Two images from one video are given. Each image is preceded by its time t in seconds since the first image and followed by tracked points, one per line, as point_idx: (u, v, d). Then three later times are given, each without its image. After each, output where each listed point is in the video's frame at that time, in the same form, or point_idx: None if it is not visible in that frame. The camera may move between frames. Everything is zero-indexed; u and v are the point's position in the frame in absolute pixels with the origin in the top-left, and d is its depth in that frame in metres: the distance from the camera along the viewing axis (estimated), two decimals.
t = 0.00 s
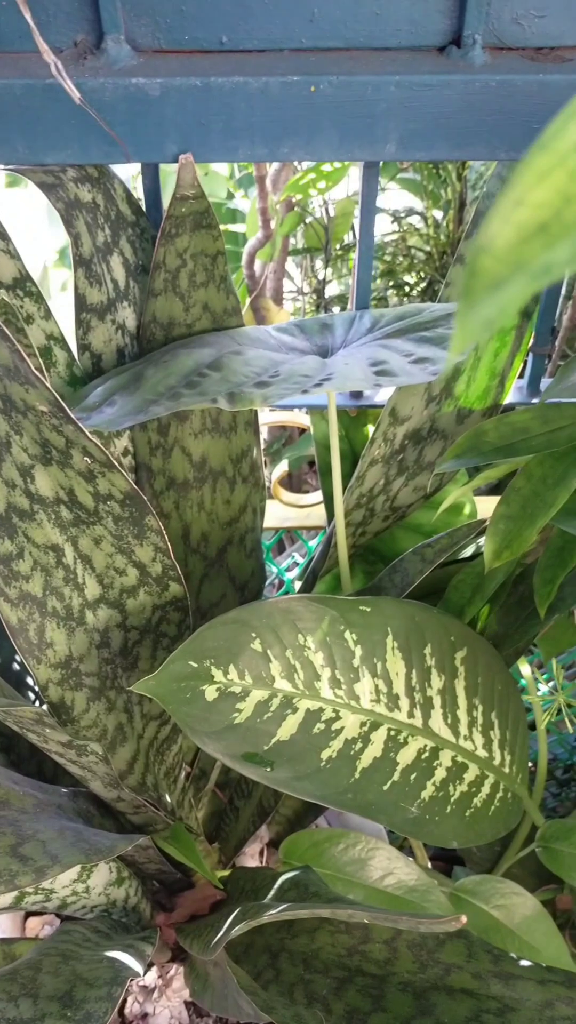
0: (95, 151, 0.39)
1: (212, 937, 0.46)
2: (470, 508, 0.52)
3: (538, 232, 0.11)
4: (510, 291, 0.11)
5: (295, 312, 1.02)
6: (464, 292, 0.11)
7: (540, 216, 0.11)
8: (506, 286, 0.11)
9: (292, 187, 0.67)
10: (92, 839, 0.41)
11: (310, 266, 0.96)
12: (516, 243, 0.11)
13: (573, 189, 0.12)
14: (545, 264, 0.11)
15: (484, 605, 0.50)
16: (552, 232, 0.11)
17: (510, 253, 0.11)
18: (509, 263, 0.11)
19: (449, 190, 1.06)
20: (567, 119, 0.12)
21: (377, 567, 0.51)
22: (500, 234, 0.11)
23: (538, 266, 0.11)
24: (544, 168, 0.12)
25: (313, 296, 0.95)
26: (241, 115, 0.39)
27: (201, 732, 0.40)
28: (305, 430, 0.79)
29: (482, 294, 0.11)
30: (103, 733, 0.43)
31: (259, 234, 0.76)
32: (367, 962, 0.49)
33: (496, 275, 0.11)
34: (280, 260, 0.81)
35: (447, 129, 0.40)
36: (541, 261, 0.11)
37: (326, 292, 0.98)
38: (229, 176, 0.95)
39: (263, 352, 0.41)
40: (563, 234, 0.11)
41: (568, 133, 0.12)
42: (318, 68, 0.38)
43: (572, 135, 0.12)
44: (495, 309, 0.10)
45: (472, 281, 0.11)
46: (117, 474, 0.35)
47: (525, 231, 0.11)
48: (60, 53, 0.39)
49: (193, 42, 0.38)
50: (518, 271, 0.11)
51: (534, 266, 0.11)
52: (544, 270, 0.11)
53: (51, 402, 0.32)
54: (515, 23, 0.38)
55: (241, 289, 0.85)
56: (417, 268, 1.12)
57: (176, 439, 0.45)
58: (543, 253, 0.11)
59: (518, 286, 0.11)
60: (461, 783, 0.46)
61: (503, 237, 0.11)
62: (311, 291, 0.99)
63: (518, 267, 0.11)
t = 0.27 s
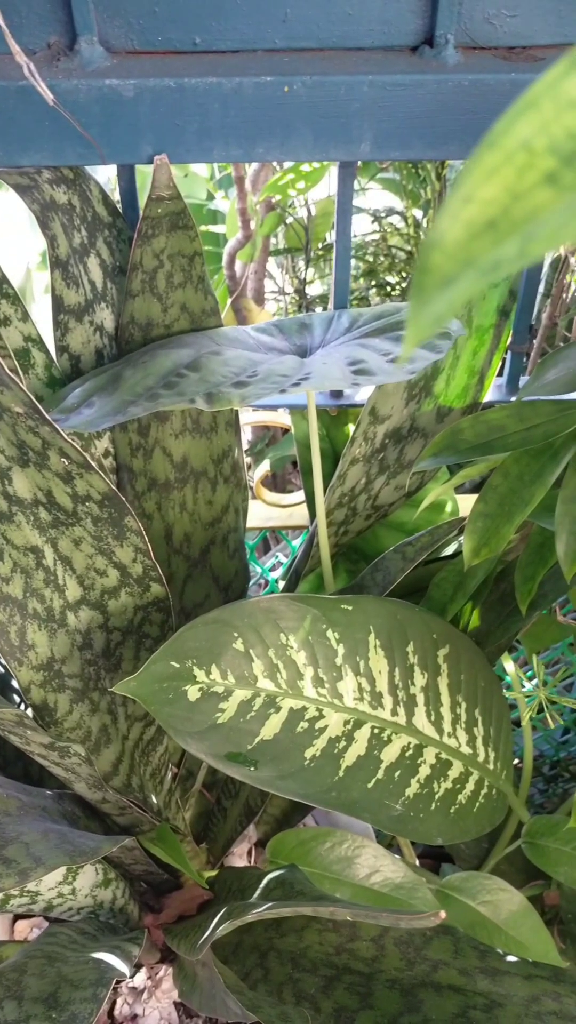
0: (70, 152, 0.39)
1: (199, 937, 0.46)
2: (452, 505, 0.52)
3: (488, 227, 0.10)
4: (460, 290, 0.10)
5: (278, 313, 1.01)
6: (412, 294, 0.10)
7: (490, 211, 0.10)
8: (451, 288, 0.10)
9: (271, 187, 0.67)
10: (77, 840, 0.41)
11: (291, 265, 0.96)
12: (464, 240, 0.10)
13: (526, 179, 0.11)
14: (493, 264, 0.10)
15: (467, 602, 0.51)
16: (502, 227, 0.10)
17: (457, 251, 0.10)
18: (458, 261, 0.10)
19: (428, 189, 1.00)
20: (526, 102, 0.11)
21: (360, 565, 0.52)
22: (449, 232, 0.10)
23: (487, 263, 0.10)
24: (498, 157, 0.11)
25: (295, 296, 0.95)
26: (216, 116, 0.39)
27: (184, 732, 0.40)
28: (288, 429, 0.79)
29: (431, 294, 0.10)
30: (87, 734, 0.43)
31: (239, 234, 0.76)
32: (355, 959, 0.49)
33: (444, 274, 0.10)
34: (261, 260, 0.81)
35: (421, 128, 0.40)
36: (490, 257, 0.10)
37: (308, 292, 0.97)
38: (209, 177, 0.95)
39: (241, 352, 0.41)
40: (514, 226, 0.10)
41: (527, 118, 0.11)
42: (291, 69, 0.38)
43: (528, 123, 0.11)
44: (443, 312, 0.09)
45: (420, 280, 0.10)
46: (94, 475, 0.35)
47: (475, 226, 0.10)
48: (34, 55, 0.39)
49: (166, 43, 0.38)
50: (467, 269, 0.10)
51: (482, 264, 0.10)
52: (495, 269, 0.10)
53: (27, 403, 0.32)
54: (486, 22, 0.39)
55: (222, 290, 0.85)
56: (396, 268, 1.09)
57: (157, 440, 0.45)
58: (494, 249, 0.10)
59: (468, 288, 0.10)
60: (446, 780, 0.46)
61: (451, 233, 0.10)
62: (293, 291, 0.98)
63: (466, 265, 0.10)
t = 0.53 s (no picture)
0: (52, 153, 0.39)
1: (190, 936, 0.46)
2: (438, 503, 0.52)
3: (454, 220, 0.10)
4: (428, 285, 0.09)
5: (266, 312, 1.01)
6: (379, 289, 0.09)
7: (456, 204, 0.10)
8: (420, 285, 0.09)
9: (257, 186, 0.67)
10: (65, 841, 0.41)
11: (277, 265, 0.96)
12: (430, 232, 0.10)
13: (489, 174, 0.10)
14: (462, 260, 0.09)
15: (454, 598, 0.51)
16: (467, 219, 0.10)
17: (424, 243, 0.10)
18: (426, 254, 0.10)
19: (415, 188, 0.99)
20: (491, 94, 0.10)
21: (348, 564, 0.52)
22: (414, 223, 0.10)
23: (453, 257, 0.09)
24: (464, 148, 0.10)
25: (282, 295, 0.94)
26: (198, 116, 0.39)
27: (171, 732, 0.40)
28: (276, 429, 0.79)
29: (398, 288, 0.09)
30: (75, 735, 0.43)
31: (225, 234, 0.76)
32: (345, 957, 0.49)
33: (410, 266, 0.09)
34: (247, 259, 0.81)
35: (402, 127, 0.40)
36: (455, 251, 0.10)
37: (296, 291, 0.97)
38: (195, 177, 0.95)
39: (226, 351, 0.41)
40: (478, 219, 0.10)
41: (492, 109, 0.10)
42: (272, 68, 0.38)
43: (492, 115, 0.10)
44: (408, 304, 0.09)
45: (386, 272, 0.09)
46: (78, 476, 0.35)
47: (441, 218, 0.10)
48: (15, 57, 0.39)
49: (148, 44, 0.38)
50: (434, 262, 0.09)
51: (449, 257, 0.09)
52: (462, 266, 0.10)
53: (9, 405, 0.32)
54: (467, 21, 0.39)
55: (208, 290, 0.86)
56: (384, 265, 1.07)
57: (143, 440, 0.45)
58: (461, 242, 0.10)
59: (433, 282, 0.09)
60: (434, 776, 0.46)
61: (418, 224, 0.10)
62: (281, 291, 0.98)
63: (432, 258, 0.09)
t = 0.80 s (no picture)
0: (36, 153, 0.39)
1: (181, 936, 0.46)
2: (425, 502, 0.53)
3: (424, 216, 0.09)
4: (400, 281, 0.08)
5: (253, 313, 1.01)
6: (348, 286, 0.08)
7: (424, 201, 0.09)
8: (390, 276, 0.08)
9: (243, 187, 0.67)
10: (55, 842, 0.42)
11: (263, 265, 0.96)
12: (400, 231, 0.09)
13: (457, 173, 0.10)
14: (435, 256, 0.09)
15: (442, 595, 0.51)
16: (438, 218, 0.09)
17: (394, 241, 0.09)
18: (396, 251, 0.09)
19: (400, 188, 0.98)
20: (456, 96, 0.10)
21: (336, 562, 0.52)
22: (382, 222, 0.09)
23: (425, 253, 0.09)
24: (431, 149, 0.10)
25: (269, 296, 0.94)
26: (180, 117, 0.39)
27: (159, 732, 0.40)
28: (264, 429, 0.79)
29: (368, 288, 0.08)
30: (64, 736, 0.43)
31: (211, 235, 0.76)
32: (337, 955, 0.50)
33: (380, 264, 0.09)
34: (233, 259, 0.81)
35: (383, 127, 0.40)
36: (427, 247, 0.09)
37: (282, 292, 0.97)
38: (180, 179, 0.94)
39: (211, 351, 0.41)
40: (448, 215, 0.09)
41: (458, 110, 0.10)
42: (254, 69, 0.38)
43: (458, 117, 0.10)
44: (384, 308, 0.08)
45: (355, 272, 0.08)
46: (63, 477, 0.35)
47: (411, 217, 0.09)
48: None
49: (129, 45, 0.38)
50: (404, 258, 0.09)
51: (420, 253, 0.09)
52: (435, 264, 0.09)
53: None
54: (447, 21, 0.39)
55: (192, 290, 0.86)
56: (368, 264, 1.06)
57: (129, 440, 0.45)
58: (433, 239, 0.09)
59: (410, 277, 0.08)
60: (423, 773, 0.46)
61: (387, 224, 0.09)
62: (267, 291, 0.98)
63: (403, 254, 0.09)
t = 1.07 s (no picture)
0: (19, 156, 0.39)
1: (172, 937, 0.46)
2: (413, 501, 0.53)
3: (394, 216, 0.09)
4: (369, 282, 0.08)
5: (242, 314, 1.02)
6: (320, 288, 0.08)
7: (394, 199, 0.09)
8: (363, 281, 0.08)
9: (227, 187, 0.67)
10: (45, 844, 0.42)
11: (251, 267, 0.96)
12: (369, 228, 0.09)
13: (425, 172, 0.10)
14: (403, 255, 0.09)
15: (430, 594, 0.51)
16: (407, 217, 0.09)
17: (363, 241, 0.09)
18: (366, 250, 0.09)
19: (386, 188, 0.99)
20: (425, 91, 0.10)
21: (324, 562, 0.52)
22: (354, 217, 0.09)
23: (394, 253, 0.09)
24: (401, 145, 0.10)
25: (257, 297, 0.95)
26: (163, 119, 0.39)
27: (148, 733, 0.40)
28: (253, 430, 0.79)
29: (337, 288, 0.08)
30: (54, 739, 0.43)
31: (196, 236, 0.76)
32: (328, 953, 0.50)
33: (350, 264, 0.09)
34: (219, 260, 0.81)
35: (365, 127, 0.40)
36: (397, 247, 0.09)
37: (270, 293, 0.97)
38: (166, 181, 0.94)
39: (197, 353, 0.41)
40: (416, 215, 0.09)
41: (427, 104, 0.10)
42: (236, 71, 0.38)
43: (428, 111, 0.10)
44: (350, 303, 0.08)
45: (325, 272, 0.08)
46: (49, 478, 0.35)
47: (381, 215, 0.09)
48: None
49: (112, 48, 0.39)
50: (373, 258, 0.09)
51: (389, 254, 0.09)
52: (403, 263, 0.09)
53: None
54: (428, 21, 0.39)
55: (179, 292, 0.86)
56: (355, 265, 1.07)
57: (117, 442, 0.45)
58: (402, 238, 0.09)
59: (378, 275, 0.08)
60: (413, 772, 0.47)
61: (356, 221, 0.09)
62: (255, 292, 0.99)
63: (372, 254, 0.09)
